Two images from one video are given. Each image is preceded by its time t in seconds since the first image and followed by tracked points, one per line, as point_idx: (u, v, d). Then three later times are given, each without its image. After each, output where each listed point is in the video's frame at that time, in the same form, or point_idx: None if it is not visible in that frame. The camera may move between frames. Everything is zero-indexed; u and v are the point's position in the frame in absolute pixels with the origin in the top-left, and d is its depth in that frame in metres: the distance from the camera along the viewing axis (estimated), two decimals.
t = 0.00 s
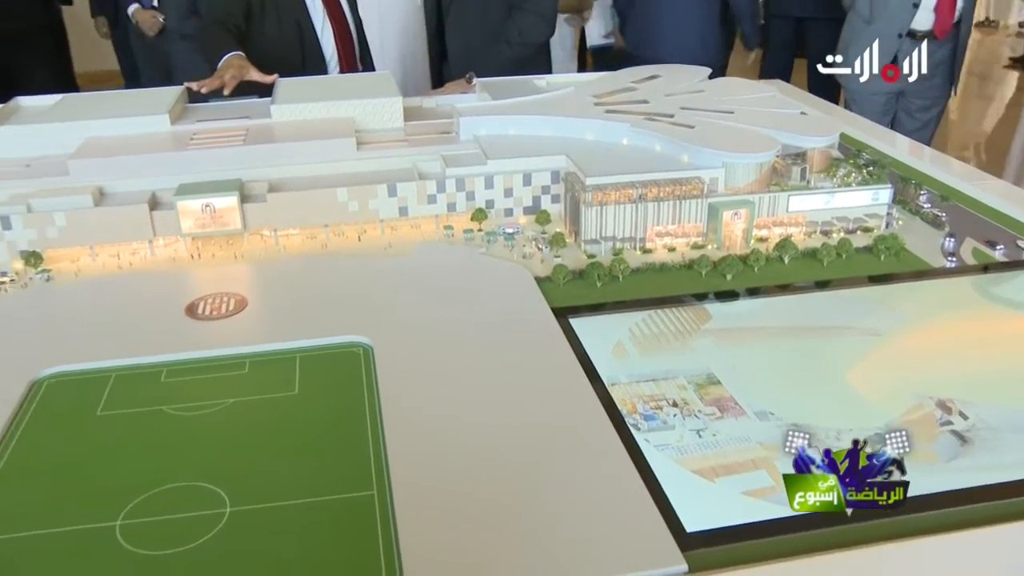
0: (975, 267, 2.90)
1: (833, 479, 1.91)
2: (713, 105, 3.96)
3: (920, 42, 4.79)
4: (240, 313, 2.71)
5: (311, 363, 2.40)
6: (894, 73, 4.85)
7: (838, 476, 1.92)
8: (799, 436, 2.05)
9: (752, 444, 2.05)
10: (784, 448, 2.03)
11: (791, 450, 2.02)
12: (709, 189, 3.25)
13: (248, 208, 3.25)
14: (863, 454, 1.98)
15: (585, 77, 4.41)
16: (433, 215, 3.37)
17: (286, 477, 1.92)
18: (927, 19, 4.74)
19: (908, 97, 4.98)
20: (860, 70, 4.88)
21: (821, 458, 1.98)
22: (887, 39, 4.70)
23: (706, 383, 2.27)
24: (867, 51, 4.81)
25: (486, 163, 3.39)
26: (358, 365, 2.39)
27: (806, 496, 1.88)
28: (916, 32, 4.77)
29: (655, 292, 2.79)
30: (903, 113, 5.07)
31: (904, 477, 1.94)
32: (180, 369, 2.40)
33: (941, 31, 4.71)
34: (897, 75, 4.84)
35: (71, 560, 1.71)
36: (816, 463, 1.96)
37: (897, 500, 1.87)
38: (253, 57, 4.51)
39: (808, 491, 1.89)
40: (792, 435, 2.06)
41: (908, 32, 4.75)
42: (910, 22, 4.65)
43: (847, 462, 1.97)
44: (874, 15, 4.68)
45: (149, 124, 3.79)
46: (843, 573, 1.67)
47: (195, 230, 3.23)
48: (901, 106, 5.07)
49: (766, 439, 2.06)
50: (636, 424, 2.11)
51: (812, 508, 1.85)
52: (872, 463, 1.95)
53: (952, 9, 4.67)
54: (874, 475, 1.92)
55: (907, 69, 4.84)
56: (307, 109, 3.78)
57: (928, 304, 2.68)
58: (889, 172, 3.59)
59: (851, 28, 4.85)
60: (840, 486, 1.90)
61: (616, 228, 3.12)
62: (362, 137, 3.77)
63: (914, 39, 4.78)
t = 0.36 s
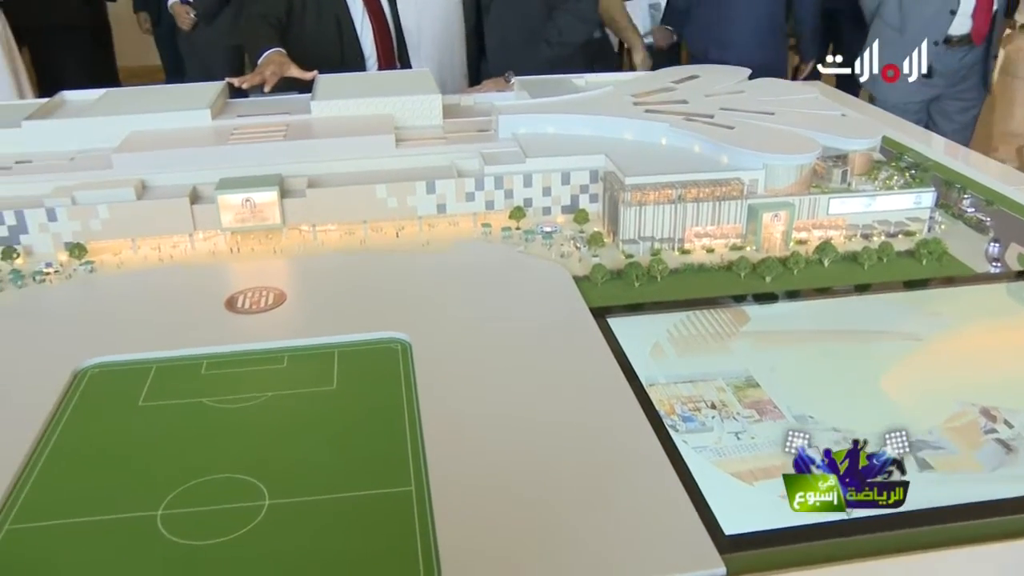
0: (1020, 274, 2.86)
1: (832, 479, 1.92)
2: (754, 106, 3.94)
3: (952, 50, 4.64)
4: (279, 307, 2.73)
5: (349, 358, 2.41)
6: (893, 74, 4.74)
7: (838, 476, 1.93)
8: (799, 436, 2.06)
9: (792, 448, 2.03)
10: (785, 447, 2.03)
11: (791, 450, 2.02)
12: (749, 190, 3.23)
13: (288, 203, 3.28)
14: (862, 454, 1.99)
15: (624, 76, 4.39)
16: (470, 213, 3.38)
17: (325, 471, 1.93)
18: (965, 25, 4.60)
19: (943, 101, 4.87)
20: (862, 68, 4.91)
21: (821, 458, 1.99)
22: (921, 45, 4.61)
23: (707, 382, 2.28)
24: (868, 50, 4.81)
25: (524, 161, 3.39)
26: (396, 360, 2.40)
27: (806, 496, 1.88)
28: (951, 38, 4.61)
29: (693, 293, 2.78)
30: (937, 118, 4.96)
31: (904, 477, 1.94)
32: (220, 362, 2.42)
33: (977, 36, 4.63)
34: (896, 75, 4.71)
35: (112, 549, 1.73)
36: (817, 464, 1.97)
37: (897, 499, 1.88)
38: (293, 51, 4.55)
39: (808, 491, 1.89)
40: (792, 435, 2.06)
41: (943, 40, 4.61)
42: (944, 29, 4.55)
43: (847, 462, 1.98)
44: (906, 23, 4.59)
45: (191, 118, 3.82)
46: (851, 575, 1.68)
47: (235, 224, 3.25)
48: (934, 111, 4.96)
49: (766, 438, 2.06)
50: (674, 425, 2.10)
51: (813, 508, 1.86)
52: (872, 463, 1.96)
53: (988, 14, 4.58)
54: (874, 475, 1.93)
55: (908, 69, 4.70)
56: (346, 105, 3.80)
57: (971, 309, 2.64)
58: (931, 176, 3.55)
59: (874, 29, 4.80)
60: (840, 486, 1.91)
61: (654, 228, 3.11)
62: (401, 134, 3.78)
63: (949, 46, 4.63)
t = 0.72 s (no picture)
0: None
1: (832, 479, 1.92)
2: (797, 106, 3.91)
3: (992, 53, 4.55)
4: (319, 300, 2.75)
5: (389, 353, 2.42)
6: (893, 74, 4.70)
7: (839, 476, 1.93)
8: (800, 437, 2.06)
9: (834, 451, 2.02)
10: (786, 447, 2.03)
11: (791, 450, 2.02)
12: (791, 192, 3.20)
13: (329, 197, 3.30)
14: (863, 454, 1.99)
15: (666, 75, 4.37)
16: (511, 210, 3.38)
17: (365, 464, 1.94)
18: (1004, 26, 4.48)
19: (983, 105, 4.78)
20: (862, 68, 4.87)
21: (822, 458, 1.98)
22: (961, 49, 4.47)
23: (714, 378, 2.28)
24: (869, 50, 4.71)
25: (565, 159, 3.38)
26: (436, 356, 2.40)
27: (806, 496, 1.88)
28: (990, 40, 4.51)
29: (735, 295, 2.76)
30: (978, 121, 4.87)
31: (903, 477, 1.94)
32: (262, 355, 2.44)
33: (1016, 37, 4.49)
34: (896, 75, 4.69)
35: (156, 536, 1.75)
36: (817, 464, 1.96)
37: (897, 498, 1.88)
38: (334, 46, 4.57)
39: (808, 490, 1.89)
40: (792, 435, 2.06)
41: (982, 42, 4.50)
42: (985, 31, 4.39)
43: (847, 462, 1.98)
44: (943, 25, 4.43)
45: (234, 112, 3.85)
46: None
47: (277, 218, 3.29)
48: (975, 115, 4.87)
49: (766, 438, 2.06)
50: (715, 426, 2.09)
51: (813, 508, 1.86)
52: (872, 463, 1.96)
53: None
54: (874, 475, 1.93)
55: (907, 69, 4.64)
56: (387, 101, 3.82)
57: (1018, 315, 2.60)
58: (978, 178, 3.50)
59: (906, 30, 4.66)
60: (840, 486, 1.91)
61: (696, 228, 3.09)
62: (442, 130, 3.79)
63: (988, 49, 4.54)
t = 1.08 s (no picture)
0: None
1: (832, 479, 1.92)
2: (842, 107, 3.87)
3: None
4: (361, 294, 2.77)
5: (429, 348, 2.43)
6: (894, 74, 4.69)
7: (838, 476, 1.94)
8: (800, 436, 2.05)
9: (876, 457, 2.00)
10: (785, 447, 2.02)
11: (791, 450, 2.01)
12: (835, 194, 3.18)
13: (371, 191, 3.32)
14: (863, 454, 2.00)
15: (708, 74, 4.35)
16: (552, 208, 3.38)
17: (406, 459, 1.95)
18: None
19: None
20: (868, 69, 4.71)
21: (821, 458, 1.98)
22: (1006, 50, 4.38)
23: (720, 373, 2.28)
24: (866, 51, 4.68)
25: (608, 157, 3.37)
26: (477, 352, 2.41)
27: (806, 496, 1.88)
28: None
29: (777, 297, 2.74)
30: None
31: (904, 477, 1.94)
32: (304, 347, 2.46)
33: None
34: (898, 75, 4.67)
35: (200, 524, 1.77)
36: (817, 463, 1.96)
37: (897, 500, 1.88)
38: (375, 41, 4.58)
39: (808, 490, 1.89)
40: (793, 436, 2.05)
41: None
42: None
43: (847, 462, 1.98)
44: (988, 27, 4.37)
45: (278, 106, 3.88)
46: None
47: (318, 212, 3.30)
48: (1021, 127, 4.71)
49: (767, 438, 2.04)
50: (756, 428, 2.08)
51: (813, 508, 1.85)
52: (872, 463, 1.97)
53: None
54: (874, 475, 1.93)
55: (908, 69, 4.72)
56: (429, 97, 3.83)
57: None
58: None
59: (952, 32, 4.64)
60: (840, 486, 1.92)
61: (737, 228, 3.08)
62: (484, 126, 3.79)
63: None
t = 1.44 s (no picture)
0: None
1: (833, 479, 1.84)
2: (891, 110, 3.83)
3: None
4: (405, 290, 2.78)
5: (473, 345, 2.43)
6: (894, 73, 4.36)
7: (838, 475, 1.90)
8: (800, 436, 1.98)
9: (924, 465, 1.98)
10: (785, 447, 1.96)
11: (790, 450, 1.96)
12: (883, 198, 3.14)
13: (415, 188, 3.33)
14: (863, 454, 1.96)
15: (755, 75, 4.31)
16: (595, 207, 3.37)
17: (451, 456, 1.95)
18: None
19: None
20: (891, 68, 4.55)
21: (821, 458, 1.94)
22: None
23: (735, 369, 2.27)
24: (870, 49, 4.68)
25: (653, 157, 3.35)
26: (521, 350, 2.41)
27: (806, 496, 1.82)
28: None
29: (822, 301, 2.71)
30: None
31: (903, 477, 1.93)
32: (348, 342, 2.48)
33: None
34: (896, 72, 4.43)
35: (247, 515, 1.79)
36: (817, 463, 1.92)
37: (897, 500, 1.87)
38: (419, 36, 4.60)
39: (808, 491, 1.82)
40: (792, 434, 1.99)
41: None
42: None
43: (847, 462, 1.94)
44: None
45: (324, 102, 3.90)
46: None
47: (363, 207, 3.33)
48: None
49: (769, 434, 2.01)
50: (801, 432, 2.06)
51: (813, 509, 1.79)
52: (872, 463, 1.94)
53: None
54: (874, 475, 1.91)
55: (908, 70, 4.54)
56: (474, 94, 3.84)
57: None
58: None
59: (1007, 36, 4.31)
60: (840, 484, 1.88)
61: (783, 231, 3.05)
62: (528, 125, 3.79)
63: None
